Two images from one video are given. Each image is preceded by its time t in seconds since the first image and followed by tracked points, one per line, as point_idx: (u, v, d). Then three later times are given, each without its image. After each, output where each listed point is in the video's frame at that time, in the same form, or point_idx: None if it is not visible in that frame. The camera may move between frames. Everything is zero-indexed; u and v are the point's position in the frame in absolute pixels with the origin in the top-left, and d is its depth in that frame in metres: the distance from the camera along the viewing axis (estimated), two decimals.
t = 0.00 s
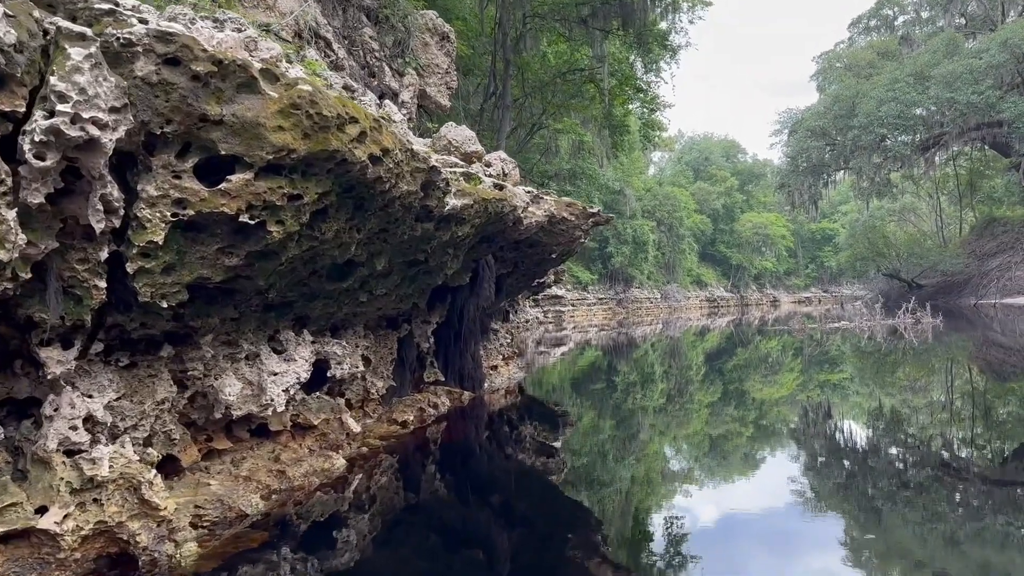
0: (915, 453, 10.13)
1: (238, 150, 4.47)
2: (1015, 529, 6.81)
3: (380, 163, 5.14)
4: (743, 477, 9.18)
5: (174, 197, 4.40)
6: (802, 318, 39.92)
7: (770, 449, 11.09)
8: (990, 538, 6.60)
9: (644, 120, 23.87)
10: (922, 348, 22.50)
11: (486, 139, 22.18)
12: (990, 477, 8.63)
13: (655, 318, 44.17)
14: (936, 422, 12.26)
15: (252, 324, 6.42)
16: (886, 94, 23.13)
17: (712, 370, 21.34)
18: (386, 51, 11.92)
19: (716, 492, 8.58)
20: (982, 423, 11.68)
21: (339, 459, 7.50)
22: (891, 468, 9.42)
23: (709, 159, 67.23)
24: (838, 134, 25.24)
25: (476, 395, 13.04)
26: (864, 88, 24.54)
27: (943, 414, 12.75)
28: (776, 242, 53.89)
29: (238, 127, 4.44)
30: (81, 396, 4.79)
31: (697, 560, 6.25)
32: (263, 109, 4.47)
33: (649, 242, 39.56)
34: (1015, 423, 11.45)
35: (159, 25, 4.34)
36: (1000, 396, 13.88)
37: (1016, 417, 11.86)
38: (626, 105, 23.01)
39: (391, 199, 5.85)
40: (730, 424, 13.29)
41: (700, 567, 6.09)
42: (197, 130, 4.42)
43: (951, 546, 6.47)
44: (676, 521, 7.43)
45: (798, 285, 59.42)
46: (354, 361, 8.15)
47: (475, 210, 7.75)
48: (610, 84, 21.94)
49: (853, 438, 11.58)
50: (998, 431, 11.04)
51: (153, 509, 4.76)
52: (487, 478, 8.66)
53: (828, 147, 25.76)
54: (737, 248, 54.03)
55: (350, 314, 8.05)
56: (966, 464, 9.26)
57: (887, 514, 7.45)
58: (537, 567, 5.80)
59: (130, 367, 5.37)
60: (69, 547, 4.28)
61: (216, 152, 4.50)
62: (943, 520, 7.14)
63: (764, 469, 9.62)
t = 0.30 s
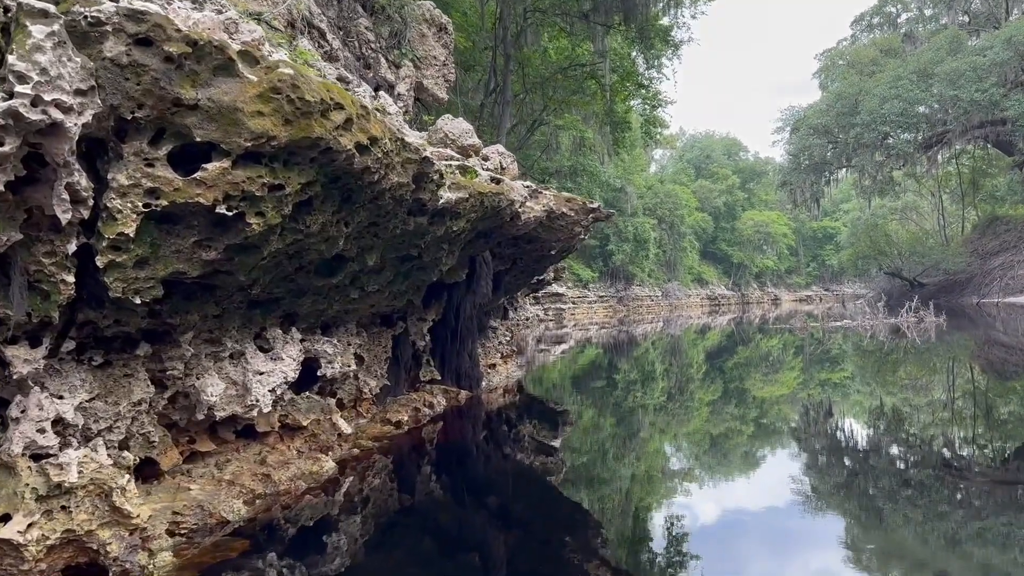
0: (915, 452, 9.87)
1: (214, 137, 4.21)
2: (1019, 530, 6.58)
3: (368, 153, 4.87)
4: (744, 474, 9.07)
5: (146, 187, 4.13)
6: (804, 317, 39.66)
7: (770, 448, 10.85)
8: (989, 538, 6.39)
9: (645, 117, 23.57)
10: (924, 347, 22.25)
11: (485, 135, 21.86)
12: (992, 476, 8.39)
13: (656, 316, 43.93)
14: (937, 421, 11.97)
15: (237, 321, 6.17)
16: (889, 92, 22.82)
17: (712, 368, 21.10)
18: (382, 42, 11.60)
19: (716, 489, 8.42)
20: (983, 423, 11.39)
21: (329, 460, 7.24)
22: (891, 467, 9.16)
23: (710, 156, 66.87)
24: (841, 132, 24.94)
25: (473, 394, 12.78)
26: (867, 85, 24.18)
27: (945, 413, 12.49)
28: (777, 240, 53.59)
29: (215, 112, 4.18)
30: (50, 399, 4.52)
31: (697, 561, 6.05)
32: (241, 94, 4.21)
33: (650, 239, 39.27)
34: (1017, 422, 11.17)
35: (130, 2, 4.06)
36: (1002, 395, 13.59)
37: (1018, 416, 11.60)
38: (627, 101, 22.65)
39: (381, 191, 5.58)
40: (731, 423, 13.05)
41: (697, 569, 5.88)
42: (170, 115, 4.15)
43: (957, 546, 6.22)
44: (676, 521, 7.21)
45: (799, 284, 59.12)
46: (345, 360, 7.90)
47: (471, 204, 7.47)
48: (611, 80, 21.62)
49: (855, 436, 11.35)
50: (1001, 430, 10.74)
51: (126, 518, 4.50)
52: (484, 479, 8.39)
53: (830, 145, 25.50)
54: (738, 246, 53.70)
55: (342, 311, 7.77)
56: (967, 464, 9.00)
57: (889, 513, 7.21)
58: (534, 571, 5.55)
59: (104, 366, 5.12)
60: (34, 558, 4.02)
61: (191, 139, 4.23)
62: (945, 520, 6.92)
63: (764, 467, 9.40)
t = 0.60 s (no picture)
0: (916, 451, 9.62)
1: (183, 124, 3.94)
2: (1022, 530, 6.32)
3: (351, 142, 4.58)
4: (744, 474, 8.80)
5: (111, 176, 3.86)
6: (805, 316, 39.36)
7: (771, 446, 10.62)
8: (992, 539, 6.13)
9: (646, 114, 23.24)
10: (926, 345, 22.00)
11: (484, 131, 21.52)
12: (993, 476, 8.12)
13: (656, 314, 43.66)
14: (937, 421, 11.67)
15: (217, 318, 5.91)
16: (891, 90, 22.49)
17: (712, 366, 20.84)
18: (376, 33, 11.27)
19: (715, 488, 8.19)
20: (983, 423, 11.06)
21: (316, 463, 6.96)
22: (892, 467, 8.88)
23: (711, 154, 66.54)
24: (842, 131, 24.65)
25: (469, 394, 12.51)
26: (869, 82, 23.52)
27: (946, 413, 12.17)
28: (778, 239, 53.27)
29: (184, 97, 3.91)
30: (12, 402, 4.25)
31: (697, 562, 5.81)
32: (212, 78, 3.93)
33: (650, 237, 38.97)
34: (1018, 422, 10.84)
35: None
36: (1004, 395, 13.27)
37: (1019, 416, 11.26)
38: (628, 98, 22.13)
39: (367, 183, 5.29)
40: (731, 421, 12.80)
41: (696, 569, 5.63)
42: (136, 100, 3.88)
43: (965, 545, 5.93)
44: (675, 520, 6.94)
45: (799, 283, 58.82)
46: (334, 359, 7.64)
47: (464, 197, 7.19)
48: (611, 76, 21.29)
49: (855, 435, 11.09)
50: (1002, 430, 10.43)
51: (91, 528, 4.24)
52: (479, 479, 8.12)
53: (832, 143, 25.22)
54: (739, 244, 53.35)
55: (331, 309, 7.49)
56: (969, 463, 8.73)
57: (889, 512, 6.96)
58: None
59: (73, 367, 4.87)
60: None
61: (159, 126, 3.96)
62: (948, 520, 6.62)
63: (762, 466, 9.14)
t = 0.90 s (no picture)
0: (914, 450, 9.39)
1: (144, 106, 3.65)
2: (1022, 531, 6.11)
3: (328, 129, 4.30)
4: (743, 474, 8.57)
5: (65, 161, 3.57)
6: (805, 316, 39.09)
7: (770, 446, 10.37)
8: (990, 538, 5.92)
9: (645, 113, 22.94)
10: (927, 346, 21.76)
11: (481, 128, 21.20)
12: (993, 477, 7.85)
13: (655, 314, 43.37)
14: (937, 421, 11.39)
15: (192, 316, 5.63)
16: (892, 89, 22.20)
17: (712, 366, 20.58)
18: (368, 24, 10.94)
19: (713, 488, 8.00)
20: (983, 423, 10.78)
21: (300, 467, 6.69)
22: (891, 467, 8.63)
23: (711, 154, 66.22)
24: (842, 130, 24.39)
25: (464, 394, 12.21)
26: (869, 82, 23.46)
27: (945, 413, 11.88)
28: (778, 239, 53.00)
29: (144, 77, 3.61)
30: None
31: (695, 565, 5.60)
32: (175, 56, 3.63)
33: (650, 237, 38.67)
34: (1018, 422, 10.56)
35: None
36: (1004, 395, 13.00)
37: (1020, 417, 10.96)
38: (628, 97, 21.71)
39: (349, 173, 5.00)
40: (730, 421, 12.53)
41: (696, 571, 5.45)
42: (93, 80, 3.59)
43: (975, 547, 5.66)
44: (676, 521, 6.77)
45: (799, 283, 58.56)
46: (320, 359, 7.35)
47: (454, 191, 6.89)
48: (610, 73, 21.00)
49: (855, 435, 10.83)
50: (1002, 430, 10.14)
51: (48, 542, 3.97)
52: (472, 481, 7.85)
53: (832, 142, 24.95)
54: (738, 244, 53.02)
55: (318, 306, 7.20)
56: (968, 464, 8.47)
57: (890, 512, 6.76)
58: None
59: (33, 367, 4.59)
60: None
61: (118, 108, 3.67)
62: (953, 523, 6.34)
63: (761, 466, 8.91)
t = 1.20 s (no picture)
0: (913, 452, 9.17)
1: (105, 92, 3.39)
2: None
3: (307, 119, 4.05)
4: (743, 474, 8.49)
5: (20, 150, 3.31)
6: (804, 317, 38.87)
7: (768, 447, 10.15)
8: (994, 543, 5.73)
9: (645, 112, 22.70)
10: (927, 347, 21.56)
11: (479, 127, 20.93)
12: (993, 479, 7.60)
13: (654, 314, 43.14)
14: (937, 422, 11.16)
15: (168, 317, 5.38)
16: (892, 89, 21.98)
17: (711, 367, 20.33)
18: (361, 18, 10.66)
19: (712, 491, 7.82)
20: (982, 424, 10.55)
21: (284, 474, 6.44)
22: (890, 469, 8.38)
23: (710, 155, 65.97)
24: (842, 131, 24.17)
25: (458, 396, 11.95)
26: (869, 82, 23.25)
27: (945, 414, 11.64)
28: (777, 240, 52.69)
29: (104, 61, 3.36)
30: None
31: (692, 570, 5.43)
32: (138, 39, 3.36)
33: (649, 237, 38.42)
34: (1019, 423, 10.32)
35: None
36: (1004, 396, 12.77)
37: (1020, 419, 10.67)
38: (627, 95, 21.47)
39: (330, 167, 4.75)
40: (729, 422, 12.32)
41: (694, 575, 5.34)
42: (49, 63, 3.33)
43: (983, 553, 5.46)
44: (674, 525, 6.63)
45: (797, 284, 58.39)
46: (306, 361, 7.09)
47: (446, 187, 6.64)
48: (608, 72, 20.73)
49: (854, 436, 10.60)
50: (1003, 431, 9.90)
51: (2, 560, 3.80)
52: (466, 484, 7.61)
53: (832, 143, 24.70)
54: (737, 245, 52.80)
55: (304, 306, 6.95)
56: (968, 466, 8.21)
57: (891, 517, 6.57)
58: None
59: None
60: None
61: (76, 94, 3.41)
62: (957, 527, 6.12)
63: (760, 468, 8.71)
